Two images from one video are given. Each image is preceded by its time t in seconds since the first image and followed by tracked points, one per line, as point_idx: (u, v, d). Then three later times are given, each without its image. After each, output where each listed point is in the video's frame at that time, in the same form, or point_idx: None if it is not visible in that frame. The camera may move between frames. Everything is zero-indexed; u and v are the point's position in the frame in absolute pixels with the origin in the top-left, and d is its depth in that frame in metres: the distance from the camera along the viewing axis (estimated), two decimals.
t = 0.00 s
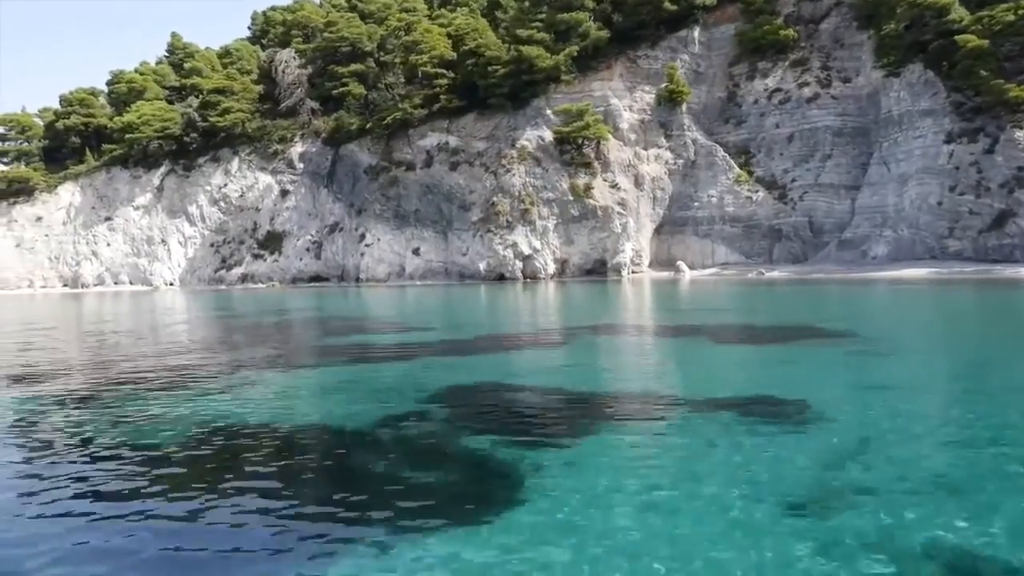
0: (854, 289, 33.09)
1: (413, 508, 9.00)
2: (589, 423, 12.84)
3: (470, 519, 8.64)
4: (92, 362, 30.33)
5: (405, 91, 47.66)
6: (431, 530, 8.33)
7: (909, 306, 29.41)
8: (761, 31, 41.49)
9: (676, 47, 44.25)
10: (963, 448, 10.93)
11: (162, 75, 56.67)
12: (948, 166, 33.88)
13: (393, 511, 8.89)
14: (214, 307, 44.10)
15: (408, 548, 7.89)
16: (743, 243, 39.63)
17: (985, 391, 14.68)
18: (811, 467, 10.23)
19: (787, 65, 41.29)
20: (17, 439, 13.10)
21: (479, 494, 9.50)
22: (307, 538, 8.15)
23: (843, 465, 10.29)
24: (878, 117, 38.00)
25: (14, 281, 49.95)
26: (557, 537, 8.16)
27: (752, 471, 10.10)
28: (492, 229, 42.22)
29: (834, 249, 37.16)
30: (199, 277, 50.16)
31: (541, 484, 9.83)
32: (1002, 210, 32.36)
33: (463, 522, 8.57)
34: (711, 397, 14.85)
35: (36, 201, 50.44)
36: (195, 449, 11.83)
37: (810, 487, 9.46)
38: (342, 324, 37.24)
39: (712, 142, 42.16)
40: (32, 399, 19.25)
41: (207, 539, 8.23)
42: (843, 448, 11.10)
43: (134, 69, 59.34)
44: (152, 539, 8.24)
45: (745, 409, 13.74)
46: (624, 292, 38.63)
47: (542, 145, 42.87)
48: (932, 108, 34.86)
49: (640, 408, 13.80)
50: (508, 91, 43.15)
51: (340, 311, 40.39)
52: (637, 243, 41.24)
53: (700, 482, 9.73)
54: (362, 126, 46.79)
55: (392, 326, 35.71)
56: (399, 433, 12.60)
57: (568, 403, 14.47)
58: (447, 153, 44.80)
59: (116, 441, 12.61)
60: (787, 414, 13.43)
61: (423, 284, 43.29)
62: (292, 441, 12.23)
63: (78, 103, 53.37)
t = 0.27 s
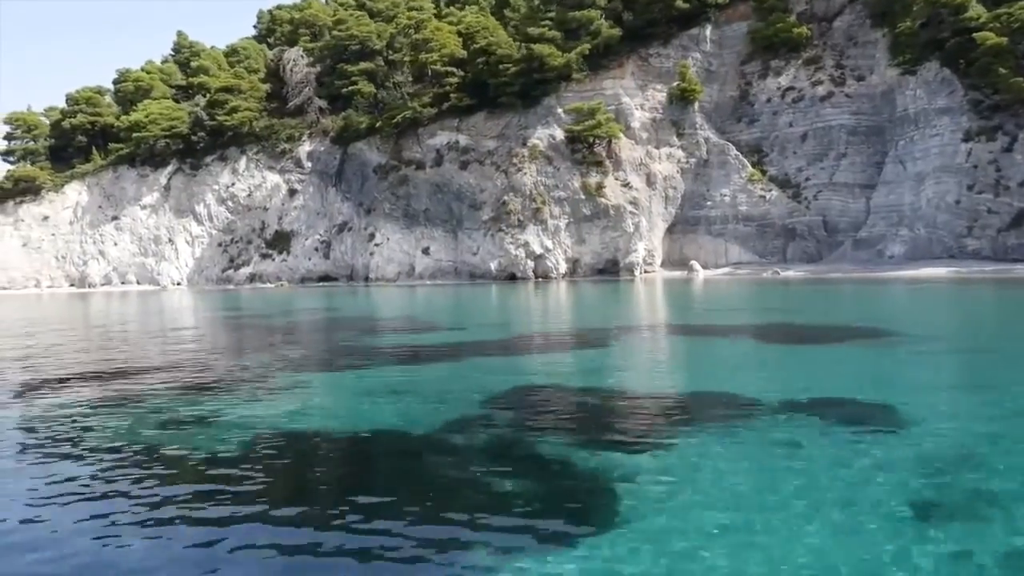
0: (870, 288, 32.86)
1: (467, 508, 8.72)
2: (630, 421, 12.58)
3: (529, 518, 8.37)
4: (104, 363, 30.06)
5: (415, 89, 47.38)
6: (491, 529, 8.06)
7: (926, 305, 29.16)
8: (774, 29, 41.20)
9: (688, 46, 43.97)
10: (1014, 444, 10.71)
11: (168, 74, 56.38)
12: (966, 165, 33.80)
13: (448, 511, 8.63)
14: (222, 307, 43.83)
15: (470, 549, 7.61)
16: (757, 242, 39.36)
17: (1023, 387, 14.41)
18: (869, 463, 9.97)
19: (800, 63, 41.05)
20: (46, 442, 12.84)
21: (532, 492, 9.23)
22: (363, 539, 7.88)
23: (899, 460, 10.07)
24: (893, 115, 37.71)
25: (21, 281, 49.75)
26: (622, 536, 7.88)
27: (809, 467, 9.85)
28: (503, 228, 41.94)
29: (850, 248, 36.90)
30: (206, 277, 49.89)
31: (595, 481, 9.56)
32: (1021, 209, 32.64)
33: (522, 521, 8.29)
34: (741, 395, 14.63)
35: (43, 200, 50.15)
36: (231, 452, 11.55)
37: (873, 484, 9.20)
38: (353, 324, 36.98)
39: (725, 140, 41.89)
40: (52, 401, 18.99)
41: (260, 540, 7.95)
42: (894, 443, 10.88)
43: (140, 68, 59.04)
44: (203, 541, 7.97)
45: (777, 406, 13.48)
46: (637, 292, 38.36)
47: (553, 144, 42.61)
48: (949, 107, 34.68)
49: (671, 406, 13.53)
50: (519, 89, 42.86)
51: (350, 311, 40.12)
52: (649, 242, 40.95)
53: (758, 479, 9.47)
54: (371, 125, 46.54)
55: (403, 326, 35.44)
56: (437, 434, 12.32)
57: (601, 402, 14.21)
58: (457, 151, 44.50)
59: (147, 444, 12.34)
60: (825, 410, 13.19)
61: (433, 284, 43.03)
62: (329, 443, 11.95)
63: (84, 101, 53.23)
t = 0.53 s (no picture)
0: (884, 288, 32.65)
1: (518, 516, 8.51)
2: (666, 422, 12.37)
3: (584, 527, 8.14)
4: (114, 362, 29.80)
5: (423, 87, 47.15)
6: (548, 539, 7.84)
7: (942, 304, 28.95)
8: (785, 27, 41.00)
9: (698, 44, 43.75)
10: None
11: (174, 73, 56.14)
12: (981, 163, 33.64)
13: (498, 519, 8.41)
14: (228, 307, 43.54)
15: (530, 559, 7.38)
16: (769, 241, 39.13)
17: None
18: (921, 464, 9.76)
19: (812, 61, 40.84)
20: (71, 451, 12.62)
21: (581, 498, 9.00)
22: (416, 546, 7.70)
23: (948, 461, 9.89)
24: (906, 113, 37.47)
25: (28, 281, 49.58)
26: (681, 544, 7.68)
27: (860, 470, 9.66)
28: (512, 228, 41.70)
29: (863, 248, 36.67)
30: (213, 277, 49.66)
31: (644, 486, 9.35)
32: None
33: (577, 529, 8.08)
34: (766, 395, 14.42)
35: (49, 199, 49.89)
36: (264, 459, 11.34)
37: (932, 486, 9.01)
38: (362, 323, 36.73)
39: (736, 139, 41.66)
40: (68, 404, 18.75)
41: (309, 551, 7.74)
42: (936, 443, 10.70)
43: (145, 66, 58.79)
44: (251, 552, 7.78)
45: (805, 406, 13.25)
46: (648, 291, 38.09)
47: (563, 143, 42.37)
48: (964, 105, 34.56)
49: (699, 408, 13.30)
50: (529, 88, 42.64)
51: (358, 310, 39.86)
52: (660, 241, 40.70)
53: (811, 485, 9.25)
54: (379, 123, 46.31)
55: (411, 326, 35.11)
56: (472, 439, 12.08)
57: (632, 403, 13.99)
58: (466, 151, 44.25)
59: (176, 453, 12.13)
60: (862, 409, 12.96)
61: (441, 283, 42.81)
62: (363, 450, 11.72)
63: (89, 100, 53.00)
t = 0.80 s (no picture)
0: (901, 286, 32.40)
1: (573, 503, 8.19)
2: (705, 414, 12.12)
3: (644, 513, 7.81)
4: (125, 362, 29.47)
5: (431, 86, 46.86)
6: (608, 525, 7.52)
7: (960, 302, 28.73)
8: (798, 25, 40.71)
9: (709, 42, 43.48)
10: None
11: (180, 71, 55.81)
12: (999, 161, 33.37)
13: (552, 506, 8.08)
14: (236, 307, 43.24)
15: (593, 544, 7.06)
16: (782, 240, 38.89)
17: None
18: (979, 455, 9.51)
19: (825, 59, 40.56)
20: (95, 440, 12.28)
21: (633, 485, 8.68)
22: (474, 531, 7.45)
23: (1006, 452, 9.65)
24: (922, 111, 37.20)
25: (34, 280, 49.31)
26: (748, 528, 7.39)
27: (918, 460, 9.41)
28: (523, 227, 41.41)
29: (878, 247, 36.42)
30: (220, 276, 49.39)
31: (698, 473, 9.03)
32: None
33: (637, 516, 7.76)
34: (798, 389, 14.17)
35: (55, 198, 49.56)
36: (297, 448, 11.01)
37: (995, 476, 8.76)
38: (373, 323, 36.43)
39: (748, 137, 41.39)
40: (85, 402, 18.43)
41: (359, 536, 7.41)
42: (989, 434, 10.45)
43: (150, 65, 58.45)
44: (302, 535, 7.53)
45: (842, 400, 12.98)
46: (661, 290, 37.85)
47: (574, 142, 42.09)
48: (981, 103, 34.34)
49: (735, 402, 13.02)
50: (540, 86, 42.36)
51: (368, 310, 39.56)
52: (672, 240, 40.41)
53: (870, 475, 8.93)
54: (388, 122, 46.01)
55: (423, 326, 34.83)
56: (509, 428, 11.76)
57: (666, 395, 13.70)
58: (476, 149, 43.95)
59: (204, 441, 11.79)
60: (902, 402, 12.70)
61: (451, 283, 42.55)
62: (398, 440, 11.40)
63: (95, 99, 52.71)
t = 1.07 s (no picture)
0: (917, 285, 32.13)
1: (629, 513, 7.91)
2: (744, 420, 11.83)
3: (706, 525, 7.51)
4: (137, 362, 29.17)
5: (440, 84, 46.57)
6: (672, 539, 7.21)
7: (977, 301, 28.47)
8: (811, 23, 40.41)
9: (721, 40, 43.18)
10: None
11: (186, 70, 55.50)
12: (1017, 160, 33.05)
13: (607, 517, 7.81)
14: (243, 307, 42.94)
15: (662, 559, 6.78)
16: (796, 240, 38.63)
17: None
18: None
19: (838, 57, 40.26)
20: (121, 451, 11.99)
21: (689, 494, 8.42)
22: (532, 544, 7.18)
23: None
24: (937, 110, 36.91)
25: (40, 280, 49.07)
26: (819, 541, 7.10)
27: (979, 471, 9.11)
28: (534, 226, 41.10)
29: (893, 246, 36.13)
30: (228, 276, 49.14)
31: (755, 484, 8.72)
32: None
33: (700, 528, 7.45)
34: (831, 394, 13.85)
35: (61, 198, 49.23)
36: (333, 456, 10.74)
37: None
38: (382, 323, 36.15)
39: (760, 136, 41.11)
40: (103, 403, 18.12)
41: (414, 550, 7.15)
42: None
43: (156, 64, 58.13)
44: (355, 549, 7.24)
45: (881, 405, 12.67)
46: (674, 290, 37.57)
47: (585, 140, 41.75)
48: (999, 100, 34.08)
49: (770, 407, 12.73)
50: (551, 84, 42.06)
51: (375, 310, 39.28)
52: (685, 239, 40.10)
53: (932, 486, 8.63)
54: (397, 120, 45.74)
55: (435, 326, 34.52)
56: (547, 436, 11.47)
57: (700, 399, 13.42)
58: (486, 148, 43.64)
59: (234, 451, 11.49)
60: (945, 406, 12.39)
61: (461, 282, 42.28)
62: (435, 449, 11.10)
63: (101, 97, 52.42)
